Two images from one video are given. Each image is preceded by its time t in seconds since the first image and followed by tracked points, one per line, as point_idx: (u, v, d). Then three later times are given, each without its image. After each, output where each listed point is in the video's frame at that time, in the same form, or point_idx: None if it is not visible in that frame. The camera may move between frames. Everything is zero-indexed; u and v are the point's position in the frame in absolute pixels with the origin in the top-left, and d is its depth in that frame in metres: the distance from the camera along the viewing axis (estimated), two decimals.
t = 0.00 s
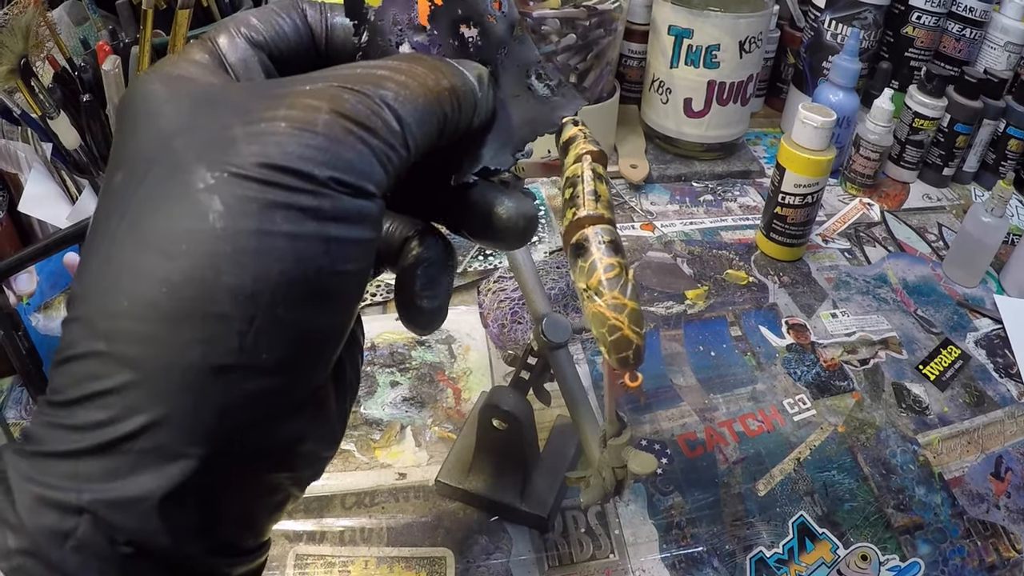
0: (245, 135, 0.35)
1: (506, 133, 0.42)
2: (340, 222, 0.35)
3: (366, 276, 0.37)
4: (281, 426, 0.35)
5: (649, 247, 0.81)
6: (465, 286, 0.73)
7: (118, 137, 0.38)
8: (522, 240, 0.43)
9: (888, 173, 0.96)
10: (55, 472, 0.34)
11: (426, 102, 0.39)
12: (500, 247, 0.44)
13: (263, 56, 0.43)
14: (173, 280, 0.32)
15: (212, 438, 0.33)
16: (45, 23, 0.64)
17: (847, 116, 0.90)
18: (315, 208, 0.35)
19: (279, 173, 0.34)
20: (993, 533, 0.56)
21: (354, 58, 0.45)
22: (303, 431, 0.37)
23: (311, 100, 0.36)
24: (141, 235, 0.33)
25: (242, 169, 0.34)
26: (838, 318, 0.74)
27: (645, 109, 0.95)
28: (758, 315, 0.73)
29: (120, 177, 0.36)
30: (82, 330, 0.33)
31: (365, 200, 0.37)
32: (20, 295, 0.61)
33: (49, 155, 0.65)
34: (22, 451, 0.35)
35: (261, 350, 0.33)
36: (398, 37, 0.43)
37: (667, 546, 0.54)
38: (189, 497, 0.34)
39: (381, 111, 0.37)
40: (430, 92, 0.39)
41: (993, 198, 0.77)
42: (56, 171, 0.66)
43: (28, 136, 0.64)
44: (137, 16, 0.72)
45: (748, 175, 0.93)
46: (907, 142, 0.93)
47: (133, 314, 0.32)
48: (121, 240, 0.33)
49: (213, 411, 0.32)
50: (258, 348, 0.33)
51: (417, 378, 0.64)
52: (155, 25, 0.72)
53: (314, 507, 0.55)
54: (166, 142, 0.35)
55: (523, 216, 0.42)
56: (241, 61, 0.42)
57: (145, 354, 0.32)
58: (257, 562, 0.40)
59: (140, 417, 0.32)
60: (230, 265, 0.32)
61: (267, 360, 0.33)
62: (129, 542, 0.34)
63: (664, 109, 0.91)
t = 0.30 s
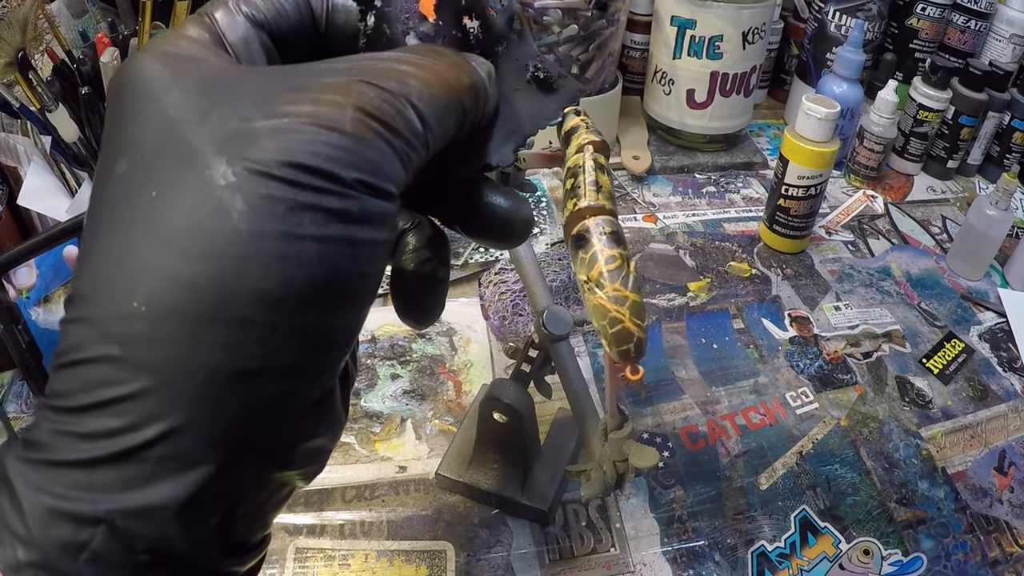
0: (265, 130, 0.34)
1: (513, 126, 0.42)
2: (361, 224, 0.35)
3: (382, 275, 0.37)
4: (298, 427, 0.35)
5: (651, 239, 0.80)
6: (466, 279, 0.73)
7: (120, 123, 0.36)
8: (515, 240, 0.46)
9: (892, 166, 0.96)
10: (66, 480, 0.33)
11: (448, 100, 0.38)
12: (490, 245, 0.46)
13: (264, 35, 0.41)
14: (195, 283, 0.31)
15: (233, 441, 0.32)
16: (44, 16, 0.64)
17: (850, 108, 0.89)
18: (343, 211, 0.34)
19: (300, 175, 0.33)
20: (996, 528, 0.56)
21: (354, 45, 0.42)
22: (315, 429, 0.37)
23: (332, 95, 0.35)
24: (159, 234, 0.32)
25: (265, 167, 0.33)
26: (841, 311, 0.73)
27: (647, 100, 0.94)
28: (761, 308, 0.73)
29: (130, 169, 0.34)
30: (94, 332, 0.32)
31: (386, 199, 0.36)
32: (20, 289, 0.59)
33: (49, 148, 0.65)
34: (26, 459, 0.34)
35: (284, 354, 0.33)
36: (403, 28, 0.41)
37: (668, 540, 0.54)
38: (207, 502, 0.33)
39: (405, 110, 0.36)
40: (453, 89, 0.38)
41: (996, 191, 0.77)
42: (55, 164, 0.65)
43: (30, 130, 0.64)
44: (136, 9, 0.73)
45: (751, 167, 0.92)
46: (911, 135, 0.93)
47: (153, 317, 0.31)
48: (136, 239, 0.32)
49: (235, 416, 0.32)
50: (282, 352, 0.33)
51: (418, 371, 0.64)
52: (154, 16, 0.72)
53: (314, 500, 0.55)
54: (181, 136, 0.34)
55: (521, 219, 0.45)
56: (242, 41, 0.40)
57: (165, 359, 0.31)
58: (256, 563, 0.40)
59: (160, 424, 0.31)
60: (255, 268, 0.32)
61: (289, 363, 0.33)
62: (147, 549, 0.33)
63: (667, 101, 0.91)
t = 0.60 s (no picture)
0: (275, 120, 0.33)
1: (516, 119, 0.42)
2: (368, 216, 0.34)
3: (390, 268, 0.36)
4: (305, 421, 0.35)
5: (651, 235, 0.80)
6: (466, 275, 0.72)
7: (125, 110, 0.36)
8: (516, 238, 0.44)
9: (893, 161, 0.96)
10: (68, 476, 0.33)
11: (459, 92, 0.37)
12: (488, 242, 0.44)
13: (267, 22, 0.41)
14: (205, 276, 0.31)
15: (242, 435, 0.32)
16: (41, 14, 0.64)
17: (852, 102, 0.89)
18: (353, 202, 0.34)
19: (310, 166, 0.33)
20: (997, 526, 0.56)
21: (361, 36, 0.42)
22: (321, 422, 0.36)
23: (342, 85, 0.34)
24: (167, 225, 0.32)
25: (276, 158, 0.32)
26: (843, 307, 0.73)
27: (648, 96, 0.94)
28: (762, 304, 0.73)
29: (136, 158, 0.34)
30: (100, 325, 0.32)
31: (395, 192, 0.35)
32: (19, 288, 0.60)
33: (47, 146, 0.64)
34: (29, 452, 0.34)
35: (294, 347, 0.32)
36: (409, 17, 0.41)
37: (668, 537, 0.54)
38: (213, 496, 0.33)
39: (415, 102, 0.36)
40: (465, 82, 0.37)
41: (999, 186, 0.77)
42: (54, 162, 0.66)
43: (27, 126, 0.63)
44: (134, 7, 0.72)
45: (751, 163, 0.92)
46: (912, 130, 0.93)
47: (162, 309, 0.31)
48: (144, 229, 0.32)
49: (245, 408, 0.32)
50: (291, 345, 0.32)
51: (418, 368, 0.64)
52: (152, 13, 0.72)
53: (314, 499, 0.55)
54: (188, 125, 0.33)
55: (524, 216, 0.43)
56: (245, 28, 0.40)
57: (174, 352, 0.31)
58: (259, 557, 0.39)
59: (169, 417, 0.31)
60: (266, 261, 0.31)
61: (298, 356, 0.33)
62: (153, 545, 0.32)
63: (667, 96, 0.90)
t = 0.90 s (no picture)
0: (275, 118, 0.33)
1: (518, 116, 0.41)
2: (366, 214, 0.34)
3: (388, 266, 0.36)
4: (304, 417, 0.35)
5: (652, 235, 0.80)
6: (467, 275, 0.72)
7: (125, 109, 0.36)
8: (515, 238, 0.44)
9: (893, 161, 0.96)
10: (68, 474, 0.32)
11: (458, 90, 0.37)
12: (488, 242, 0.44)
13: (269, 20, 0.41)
14: (205, 274, 0.31)
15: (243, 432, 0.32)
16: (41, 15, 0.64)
17: (852, 102, 0.89)
18: (353, 200, 0.34)
19: (310, 164, 0.33)
20: (998, 525, 0.56)
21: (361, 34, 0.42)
22: (321, 420, 0.36)
23: (342, 83, 0.34)
24: (167, 224, 0.32)
25: (276, 155, 0.32)
26: (843, 307, 0.73)
27: (647, 95, 0.94)
28: (762, 304, 0.73)
29: (136, 157, 0.34)
30: (100, 323, 0.32)
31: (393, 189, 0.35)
32: (19, 289, 0.60)
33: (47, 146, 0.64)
34: (27, 451, 0.33)
35: (293, 345, 0.32)
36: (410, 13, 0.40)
37: (670, 537, 0.54)
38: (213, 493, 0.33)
39: (415, 100, 0.36)
40: (465, 80, 0.37)
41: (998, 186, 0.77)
42: (54, 163, 0.65)
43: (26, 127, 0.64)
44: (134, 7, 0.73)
45: (752, 162, 0.92)
46: (912, 129, 0.93)
47: (162, 307, 0.31)
48: (143, 227, 0.32)
49: (246, 406, 0.32)
50: (290, 343, 0.32)
51: (419, 368, 0.64)
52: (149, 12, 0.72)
53: (315, 499, 0.55)
54: (188, 122, 0.33)
55: (524, 216, 0.43)
56: (246, 27, 0.40)
57: (174, 350, 0.31)
58: (259, 556, 0.39)
59: (169, 415, 0.31)
60: (265, 258, 0.31)
61: (299, 354, 0.33)
62: (153, 543, 0.32)
63: (667, 96, 0.90)
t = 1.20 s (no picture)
0: (279, 119, 0.33)
1: (519, 118, 0.42)
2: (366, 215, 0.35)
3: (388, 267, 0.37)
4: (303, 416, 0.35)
5: (653, 239, 0.80)
6: (468, 279, 0.73)
7: (131, 110, 0.36)
8: (515, 239, 0.45)
9: (893, 163, 0.96)
10: (71, 471, 0.33)
11: (458, 90, 0.37)
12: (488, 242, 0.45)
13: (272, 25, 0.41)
14: (208, 274, 0.31)
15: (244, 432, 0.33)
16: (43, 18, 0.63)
17: (851, 106, 0.89)
18: (354, 201, 0.34)
19: (314, 166, 0.33)
20: (999, 527, 0.56)
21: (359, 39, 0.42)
22: (321, 419, 0.37)
23: (344, 85, 0.35)
24: (171, 225, 0.32)
25: (278, 155, 0.33)
26: (844, 310, 0.73)
27: (647, 99, 0.94)
28: (763, 307, 0.73)
29: (141, 158, 0.34)
30: (103, 322, 0.32)
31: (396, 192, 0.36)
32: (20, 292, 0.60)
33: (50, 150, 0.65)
34: (31, 449, 0.34)
35: (294, 345, 0.33)
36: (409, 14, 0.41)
37: (671, 540, 0.54)
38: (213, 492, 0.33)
39: (415, 100, 0.36)
40: (465, 82, 0.38)
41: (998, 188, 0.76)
42: (56, 167, 0.66)
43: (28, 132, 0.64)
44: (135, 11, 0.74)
45: (752, 166, 0.93)
46: (912, 132, 0.93)
47: (164, 307, 0.31)
48: (147, 227, 0.32)
49: (248, 406, 0.32)
50: (291, 343, 0.33)
51: (421, 372, 0.64)
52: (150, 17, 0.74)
53: (317, 503, 0.55)
54: (191, 124, 0.34)
55: (525, 219, 0.43)
56: (251, 30, 0.40)
57: (176, 350, 0.31)
58: (259, 555, 0.40)
59: (171, 415, 0.31)
60: (267, 259, 0.32)
61: (300, 354, 0.33)
62: (155, 541, 0.33)
63: (667, 100, 0.91)
